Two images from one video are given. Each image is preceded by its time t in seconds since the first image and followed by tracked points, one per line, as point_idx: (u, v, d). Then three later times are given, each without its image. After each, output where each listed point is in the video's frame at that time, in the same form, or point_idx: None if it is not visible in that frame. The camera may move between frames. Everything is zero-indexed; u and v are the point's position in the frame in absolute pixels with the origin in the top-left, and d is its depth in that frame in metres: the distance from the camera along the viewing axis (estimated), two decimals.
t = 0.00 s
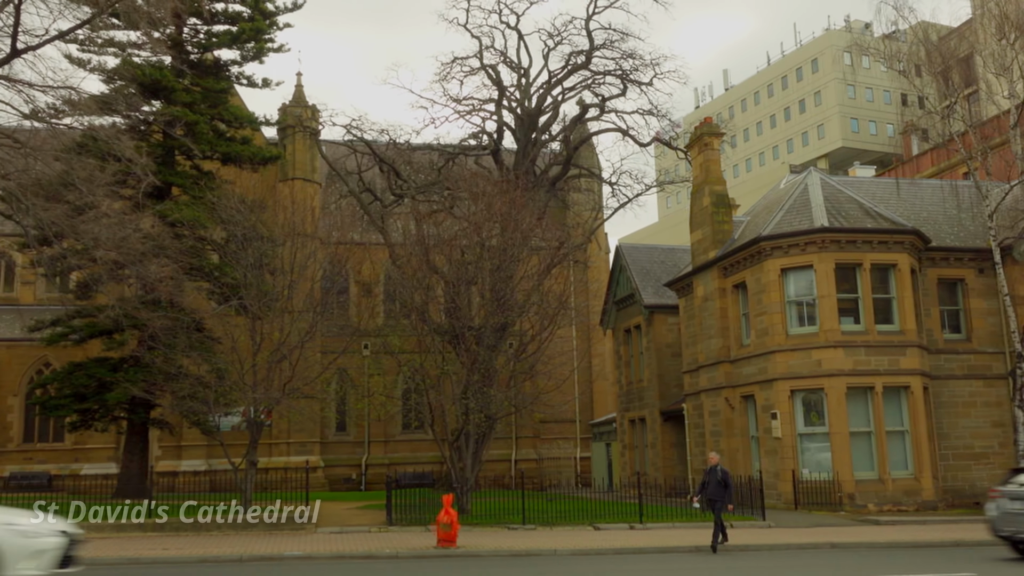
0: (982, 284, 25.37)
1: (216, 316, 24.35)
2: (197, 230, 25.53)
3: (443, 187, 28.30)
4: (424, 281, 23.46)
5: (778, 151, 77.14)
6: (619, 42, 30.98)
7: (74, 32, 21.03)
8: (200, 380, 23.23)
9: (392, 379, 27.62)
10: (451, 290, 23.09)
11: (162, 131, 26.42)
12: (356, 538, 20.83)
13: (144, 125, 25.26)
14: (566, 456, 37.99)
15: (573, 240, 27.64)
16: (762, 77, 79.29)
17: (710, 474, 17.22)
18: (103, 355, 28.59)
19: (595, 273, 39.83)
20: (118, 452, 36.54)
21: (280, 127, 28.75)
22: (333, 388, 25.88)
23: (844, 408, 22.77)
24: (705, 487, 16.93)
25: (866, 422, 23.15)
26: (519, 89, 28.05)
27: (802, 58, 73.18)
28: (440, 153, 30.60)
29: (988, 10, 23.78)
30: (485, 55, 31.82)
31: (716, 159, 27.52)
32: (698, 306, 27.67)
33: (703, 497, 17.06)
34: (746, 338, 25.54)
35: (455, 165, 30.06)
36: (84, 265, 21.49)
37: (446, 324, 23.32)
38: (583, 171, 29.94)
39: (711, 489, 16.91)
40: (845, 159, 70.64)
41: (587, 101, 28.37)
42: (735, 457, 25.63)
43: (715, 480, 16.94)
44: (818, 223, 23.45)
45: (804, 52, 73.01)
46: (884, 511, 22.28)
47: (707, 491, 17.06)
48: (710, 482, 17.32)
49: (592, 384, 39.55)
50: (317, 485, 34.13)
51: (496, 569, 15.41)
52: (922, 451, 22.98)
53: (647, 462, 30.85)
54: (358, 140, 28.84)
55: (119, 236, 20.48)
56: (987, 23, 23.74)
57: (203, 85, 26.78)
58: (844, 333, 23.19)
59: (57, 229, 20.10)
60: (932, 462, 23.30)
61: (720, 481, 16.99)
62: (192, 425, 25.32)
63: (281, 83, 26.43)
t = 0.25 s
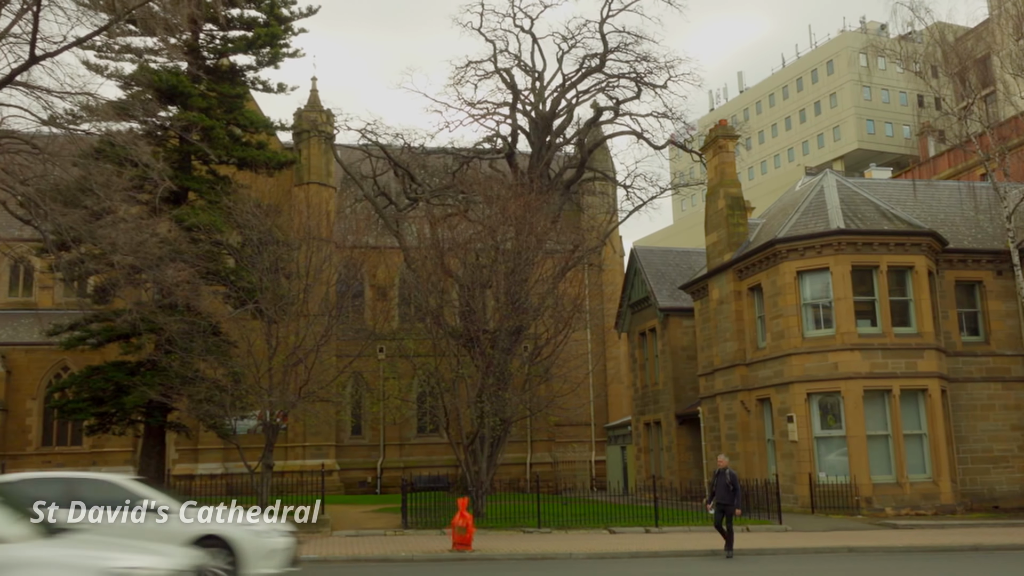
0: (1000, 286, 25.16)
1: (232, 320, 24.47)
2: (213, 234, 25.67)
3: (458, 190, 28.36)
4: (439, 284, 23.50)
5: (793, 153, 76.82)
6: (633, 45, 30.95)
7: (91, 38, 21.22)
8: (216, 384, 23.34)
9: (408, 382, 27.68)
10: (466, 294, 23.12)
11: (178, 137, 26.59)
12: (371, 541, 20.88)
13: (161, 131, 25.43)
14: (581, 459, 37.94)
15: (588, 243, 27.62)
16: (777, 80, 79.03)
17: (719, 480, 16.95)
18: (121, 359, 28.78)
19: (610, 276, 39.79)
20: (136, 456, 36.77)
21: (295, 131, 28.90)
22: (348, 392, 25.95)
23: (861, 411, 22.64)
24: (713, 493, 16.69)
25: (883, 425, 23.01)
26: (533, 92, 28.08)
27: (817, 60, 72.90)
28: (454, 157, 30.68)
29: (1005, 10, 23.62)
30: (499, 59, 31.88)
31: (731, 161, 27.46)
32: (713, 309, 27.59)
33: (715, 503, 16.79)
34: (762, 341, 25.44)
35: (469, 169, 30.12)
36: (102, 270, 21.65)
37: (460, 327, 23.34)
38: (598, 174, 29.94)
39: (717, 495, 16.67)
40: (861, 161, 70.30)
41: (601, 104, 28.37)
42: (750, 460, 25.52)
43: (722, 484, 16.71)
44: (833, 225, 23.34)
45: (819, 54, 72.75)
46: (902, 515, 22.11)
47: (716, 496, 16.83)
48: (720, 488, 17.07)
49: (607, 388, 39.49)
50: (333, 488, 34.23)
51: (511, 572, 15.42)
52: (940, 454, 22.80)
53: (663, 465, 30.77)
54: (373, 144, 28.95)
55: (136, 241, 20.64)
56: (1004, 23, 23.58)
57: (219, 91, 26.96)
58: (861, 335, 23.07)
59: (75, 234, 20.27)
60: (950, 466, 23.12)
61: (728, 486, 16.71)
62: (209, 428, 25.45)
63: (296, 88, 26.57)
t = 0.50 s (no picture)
0: (1018, 288, 24.96)
1: (247, 323, 24.57)
2: (228, 238, 25.80)
3: (472, 193, 28.40)
4: (453, 287, 23.51)
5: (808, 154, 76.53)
6: (647, 47, 30.93)
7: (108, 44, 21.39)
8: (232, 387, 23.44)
9: (422, 385, 27.73)
10: (480, 297, 23.13)
11: (194, 141, 26.74)
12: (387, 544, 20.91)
13: (176, 135, 25.59)
14: (595, 462, 37.91)
15: (602, 246, 27.59)
16: (791, 81, 78.77)
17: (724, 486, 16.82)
18: (137, 362, 28.95)
19: (624, 278, 39.74)
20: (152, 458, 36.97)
21: (309, 135, 29.02)
22: (362, 394, 25.99)
23: (877, 414, 22.50)
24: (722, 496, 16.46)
25: (900, 428, 22.87)
26: (546, 95, 28.09)
27: (832, 61, 72.60)
28: (468, 160, 30.74)
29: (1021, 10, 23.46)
30: (512, 62, 31.93)
31: (745, 163, 27.37)
32: (728, 311, 27.50)
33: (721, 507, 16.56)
34: (777, 343, 25.35)
35: (483, 172, 30.15)
36: (118, 273, 21.80)
37: (474, 330, 23.35)
38: (611, 176, 29.90)
39: (724, 500, 16.47)
40: (876, 162, 69.96)
41: (614, 106, 28.34)
42: (766, 463, 25.42)
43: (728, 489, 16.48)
44: (849, 227, 23.23)
45: (834, 55, 72.45)
46: (919, 518, 21.96)
47: (724, 502, 16.62)
48: (727, 493, 16.84)
49: (621, 391, 39.42)
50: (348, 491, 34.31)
51: None
52: (957, 457, 22.62)
53: (677, 468, 30.69)
54: (387, 147, 29.03)
55: (151, 245, 20.79)
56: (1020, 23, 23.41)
57: (234, 95, 27.12)
58: (876, 338, 22.94)
59: (92, 238, 20.43)
60: (968, 469, 22.94)
61: (737, 491, 16.50)
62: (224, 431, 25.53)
63: (310, 92, 26.69)
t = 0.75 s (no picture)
0: None
1: (261, 325, 24.68)
2: (243, 240, 25.92)
3: (484, 195, 28.45)
4: (466, 289, 23.54)
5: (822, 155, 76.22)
6: (660, 49, 30.91)
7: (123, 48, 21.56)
8: (246, 389, 23.54)
9: (435, 387, 27.77)
10: (493, 298, 23.14)
11: (208, 144, 26.89)
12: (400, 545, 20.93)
13: (190, 138, 25.73)
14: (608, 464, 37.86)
15: (615, 248, 27.57)
16: (805, 82, 78.50)
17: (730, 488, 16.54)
18: (152, 364, 29.11)
19: (637, 280, 39.70)
20: (167, 460, 37.16)
21: (322, 138, 29.11)
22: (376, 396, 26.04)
23: (892, 416, 22.38)
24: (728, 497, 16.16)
25: (915, 431, 22.73)
26: (560, 97, 28.10)
27: (846, 62, 72.29)
28: (480, 163, 30.80)
29: None
30: (525, 64, 31.99)
31: (758, 164, 27.30)
32: (742, 313, 27.42)
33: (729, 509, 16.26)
34: (791, 345, 25.26)
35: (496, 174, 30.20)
36: (133, 276, 21.95)
37: (487, 332, 23.36)
38: (624, 178, 29.87)
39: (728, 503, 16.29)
40: (891, 163, 69.66)
41: (627, 108, 28.32)
42: (780, 466, 25.33)
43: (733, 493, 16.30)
44: (863, 228, 23.12)
45: (848, 55, 72.15)
46: (935, 522, 21.82)
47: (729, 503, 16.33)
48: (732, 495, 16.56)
49: (634, 393, 39.36)
50: (361, 492, 34.39)
51: None
52: (974, 460, 22.47)
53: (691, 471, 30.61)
54: (400, 150, 29.11)
55: (166, 247, 20.94)
56: None
57: (247, 98, 27.24)
58: (891, 340, 22.81)
59: (108, 240, 20.59)
60: (984, 472, 22.78)
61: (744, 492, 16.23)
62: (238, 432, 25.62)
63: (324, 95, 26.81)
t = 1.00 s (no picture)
0: None
1: (275, 326, 24.76)
2: (257, 241, 26.03)
3: (498, 196, 28.47)
4: (479, 289, 23.54)
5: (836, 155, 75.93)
6: (674, 49, 30.85)
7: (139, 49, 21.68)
8: (260, 389, 23.63)
9: (448, 387, 27.80)
10: (506, 299, 23.13)
11: (222, 145, 27.00)
12: (412, 545, 20.97)
13: (205, 139, 25.85)
14: (621, 465, 37.81)
15: (628, 248, 27.53)
16: (819, 82, 78.19)
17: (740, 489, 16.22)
18: (167, 364, 29.26)
19: (649, 281, 39.64)
20: (182, 459, 37.38)
21: (336, 139, 29.20)
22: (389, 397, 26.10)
23: (907, 418, 22.25)
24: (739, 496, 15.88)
25: (930, 433, 22.59)
26: (573, 97, 28.08)
27: (861, 62, 71.92)
28: (494, 163, 30.83)
29: None
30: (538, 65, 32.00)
31: (772, 165, 27.20)
32: (755, 314, 27.33)
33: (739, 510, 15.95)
34: (805, 347, 25.15)
35: (509, 174, 30.22)
36: (148, 276, 22.07)
37: (500, 333, 23.36)
38: (638, 179, 29.82)
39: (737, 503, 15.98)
40: (906, 163, 69.47)
41: (640, 108, 28.28)
42: (794, 467, 25.22)
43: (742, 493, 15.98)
44: (878, 229, 23.01)
45: (862, 55, 71.78)
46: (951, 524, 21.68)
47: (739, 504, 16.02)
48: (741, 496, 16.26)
49: (647, 394, 39.30)
50: (374, 492, 34.47)
51: None
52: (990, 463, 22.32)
53: (704, 472, 30.54)
54: (413, 150, 29.16)
55: (181, 248, 21.04)
56: None
57: (262, 99, 27.36)
58: (907, 341, 22.68)
59: (123, 241, 20.72)
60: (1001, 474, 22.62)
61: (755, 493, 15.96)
62: (252, 432, 25.71)
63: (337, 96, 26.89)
